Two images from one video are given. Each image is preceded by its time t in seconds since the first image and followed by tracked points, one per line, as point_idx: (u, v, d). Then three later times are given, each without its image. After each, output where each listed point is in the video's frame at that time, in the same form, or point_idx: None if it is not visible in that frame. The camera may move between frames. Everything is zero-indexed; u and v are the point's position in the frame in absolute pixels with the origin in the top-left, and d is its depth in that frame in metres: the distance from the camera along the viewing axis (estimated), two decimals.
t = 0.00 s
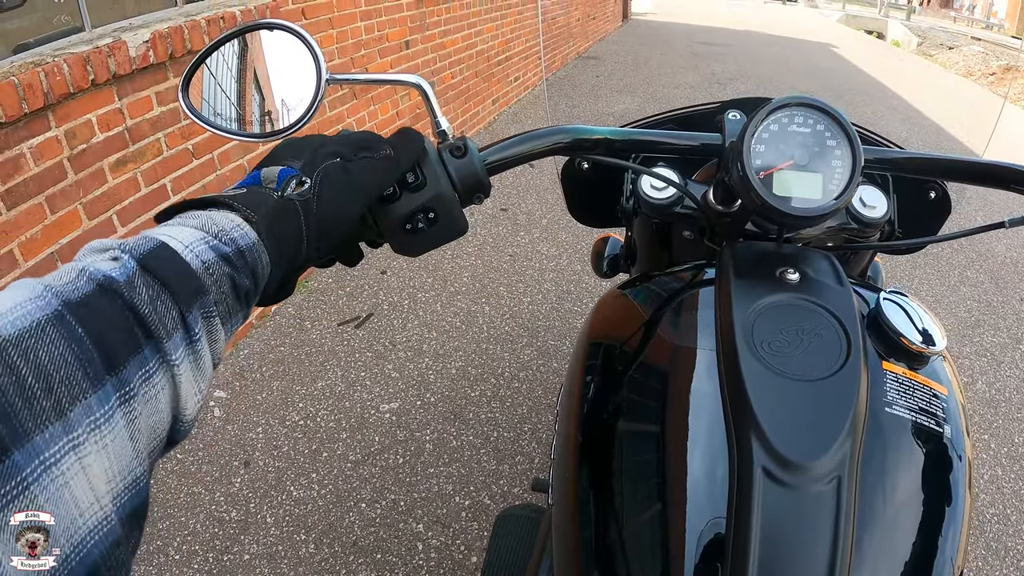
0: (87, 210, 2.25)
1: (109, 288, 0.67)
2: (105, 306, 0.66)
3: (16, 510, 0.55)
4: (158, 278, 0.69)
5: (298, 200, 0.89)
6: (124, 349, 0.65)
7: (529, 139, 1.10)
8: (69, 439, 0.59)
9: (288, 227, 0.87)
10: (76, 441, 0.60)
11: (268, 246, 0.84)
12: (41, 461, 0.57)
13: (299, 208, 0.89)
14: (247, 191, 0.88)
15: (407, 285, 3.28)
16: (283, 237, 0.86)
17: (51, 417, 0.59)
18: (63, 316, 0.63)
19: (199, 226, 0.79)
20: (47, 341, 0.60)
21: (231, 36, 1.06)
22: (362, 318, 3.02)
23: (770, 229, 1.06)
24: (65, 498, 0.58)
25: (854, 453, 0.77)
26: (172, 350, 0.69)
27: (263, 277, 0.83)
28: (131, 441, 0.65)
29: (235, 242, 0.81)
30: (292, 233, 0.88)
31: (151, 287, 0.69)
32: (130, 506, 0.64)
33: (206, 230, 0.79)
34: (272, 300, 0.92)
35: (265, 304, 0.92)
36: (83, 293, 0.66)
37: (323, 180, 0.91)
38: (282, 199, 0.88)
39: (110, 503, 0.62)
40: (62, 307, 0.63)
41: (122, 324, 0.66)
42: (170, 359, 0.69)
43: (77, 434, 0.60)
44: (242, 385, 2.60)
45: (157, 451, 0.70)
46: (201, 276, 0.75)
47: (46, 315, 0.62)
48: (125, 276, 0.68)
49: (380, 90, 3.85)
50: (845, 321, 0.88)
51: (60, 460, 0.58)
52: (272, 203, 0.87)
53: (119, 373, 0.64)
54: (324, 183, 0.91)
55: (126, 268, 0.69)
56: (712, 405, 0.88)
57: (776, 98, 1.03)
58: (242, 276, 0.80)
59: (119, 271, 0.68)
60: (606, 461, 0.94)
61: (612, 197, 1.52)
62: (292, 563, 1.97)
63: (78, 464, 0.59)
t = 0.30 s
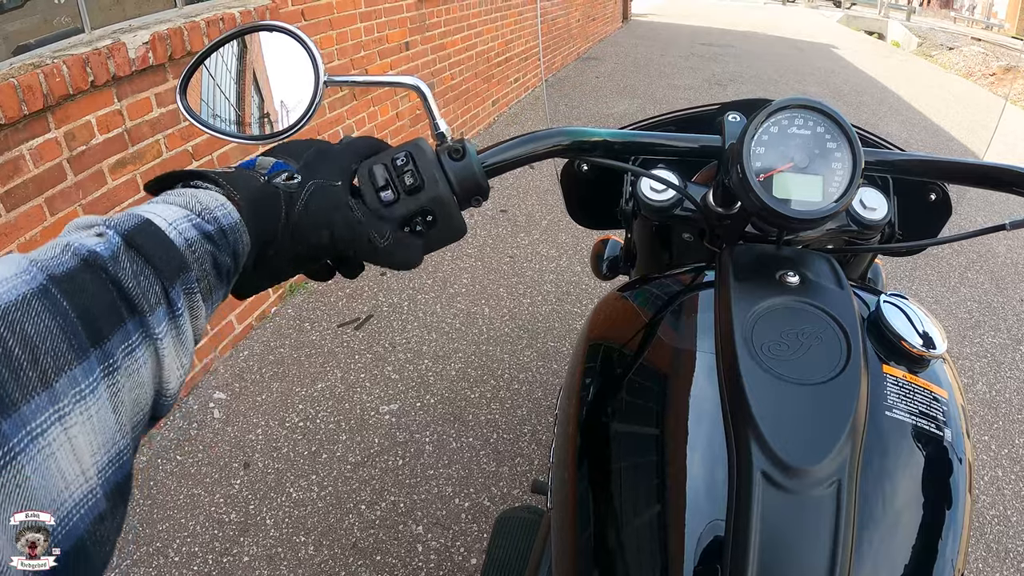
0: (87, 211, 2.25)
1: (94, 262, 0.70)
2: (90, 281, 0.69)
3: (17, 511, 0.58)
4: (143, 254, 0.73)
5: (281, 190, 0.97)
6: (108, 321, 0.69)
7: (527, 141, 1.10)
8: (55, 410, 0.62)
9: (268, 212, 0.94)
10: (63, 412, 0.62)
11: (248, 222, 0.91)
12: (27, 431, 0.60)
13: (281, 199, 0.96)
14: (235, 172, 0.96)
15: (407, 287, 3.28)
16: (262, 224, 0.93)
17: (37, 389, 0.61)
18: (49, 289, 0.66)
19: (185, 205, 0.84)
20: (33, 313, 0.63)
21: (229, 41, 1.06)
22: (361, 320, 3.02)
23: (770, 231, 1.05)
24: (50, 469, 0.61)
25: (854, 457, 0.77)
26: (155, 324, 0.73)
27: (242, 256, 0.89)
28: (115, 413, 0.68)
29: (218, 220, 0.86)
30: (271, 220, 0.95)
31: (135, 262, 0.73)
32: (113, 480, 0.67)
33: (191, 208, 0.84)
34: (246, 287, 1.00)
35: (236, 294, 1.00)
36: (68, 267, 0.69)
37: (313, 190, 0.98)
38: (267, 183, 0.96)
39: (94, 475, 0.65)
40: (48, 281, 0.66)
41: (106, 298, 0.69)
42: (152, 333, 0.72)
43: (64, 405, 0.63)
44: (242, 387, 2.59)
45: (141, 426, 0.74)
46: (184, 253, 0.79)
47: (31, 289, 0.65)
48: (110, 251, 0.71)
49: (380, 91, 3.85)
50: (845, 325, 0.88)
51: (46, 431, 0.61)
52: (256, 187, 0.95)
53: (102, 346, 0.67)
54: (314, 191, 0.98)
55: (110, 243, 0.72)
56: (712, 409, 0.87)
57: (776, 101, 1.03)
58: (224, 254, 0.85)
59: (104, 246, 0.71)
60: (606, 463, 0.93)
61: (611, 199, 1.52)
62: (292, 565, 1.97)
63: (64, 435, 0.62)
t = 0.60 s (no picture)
0: (86, 212, 2.25)
1: (103, 288, 0.69)
2: (99, 306, 0.68)
3: (16, 511, 0.57)
4: (153, 278, 0.72)
5: (292, 200, 0.93)
6: (118, 347, 0.67)
7: (529, 141, 1.10)
8: (64, 439, 0.61)
9: (281, 225, 0.91)
10: (71, 441, 0.62)
11: (263, 241, 0.88)
12: (36, 461, 0.59)
13: (295, 216, 0.93)
14: (246, 190, 0.93)
15: (406, 288, 3.28)
16: (278, 244, 0.90)
17: (46, 418, 0.60)
18: (57, 316, 0.64)
19: (194, 226, 0.82)
20: (41, 341, 0.62)
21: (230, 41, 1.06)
22: (361, 321, 3.01)
23: (772, 232, 1.05)
24: (61, 499, 0.61)
25: (859, 456, 0.77)
26: (165, 348, 0.72)
27: (257, 275, 0.87)
28: (125, 440, 0.67)
29: (230, 240, 0.84)
30: (287, 232, 0.91)
31: (144, 287, 0.72)
32: (124, 507, 0.67)
33: (201, 229, 0.82)
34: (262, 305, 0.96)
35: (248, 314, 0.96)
36: (77, 293, 0.67)
37: (321, 186, 0.95)
38: (278, 197, 0.93)
39: (104, 503, 0.65)
40: (56, 307, 0.65)
41: (116, 324, 0.68)
42: (164, 358, 0.71)
43: (73, 434, 0.62)
44: (242, 388, 2.59)
45: (154, 449, 0.73)
46: (195, 275, 0.78)
47: (40, 316, 0.63)
48: (118, 277, 0.70)
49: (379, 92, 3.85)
50: (849, 324, 0.88)
51: (55, 461, 0.60)
52: (267, 202, 0.91)
53: (112, 372, 0.66)
54: (322, 185, 0.96)
55: (119, 269, 0.71)
56: (715, 409, 0.87)
57: (779, 100, 1.03)
58: (236, 274, 0.83)
59: (112, 272, 0.70)
60: (609, 464, 0.93)
61: (612, 199, 1.52)
62: (292, 566, 1.97)
63: (73, 464, 0.62)
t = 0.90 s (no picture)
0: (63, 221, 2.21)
1: (73, 258, 0.69)
2: (69, 275, 0.69)
3: (16, 512, 0.59)
4: (121, 249, 0.73)
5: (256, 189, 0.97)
6: (88, 316, 0.68)
7: (504, 145, 1.10)
8: (37, 405, 0.62)
9: (241, 210, 0.94)
10: (44, 407, 0.62)
11: (223, 221, 0.90)
12: (10, 427, 0.59)
13: (254, 205, 0.95)
14: (214, 170, 0.95)
15: (386, 292, 3.26)
16: (237, 227, 0.93)
17: (18, 383, 0.61)
18: (29, 284, 0.65)
19: (161, 203, 0.83)
20: (13, 308, 0.62)
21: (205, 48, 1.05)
22: (341, 327, 3.00)
23: (748, 231, 1.06)
24: (33, 465, 0.61)
25: (836, 453, 0.78)
26: (133, 319, 0.73)
27: (218, 253, 0.89)
28: (94, 410, 0.68)
29: (195, 218, 0.85)
30: (245, 217, 0.94)
31: (113, 258, 0.72)
32: (91, 477, 0.67)
33: (166, 206, 0.83)
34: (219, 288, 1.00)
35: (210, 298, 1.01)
36: (48, 263, 0.68)
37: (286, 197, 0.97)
38: (243, 183, 0.96)
39: (74, 473, 0.65)
40: (27, 275, 0.66)
41: (86, 293, 0.69)
42: (131, 329, 0.72)
43: (45, 401, 0.63)
44: (222, 397, 2.56)
45: (119, 423, 0.73)
46: (161, 250, 0.79)
47: (12, 283, 0.64)
48: (88, 248, 0.71)
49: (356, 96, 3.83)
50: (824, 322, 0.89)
51: (27, 427, 0.61)
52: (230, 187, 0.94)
53: (82, 341, 0.67)
54: (288, 193, 0.97)
55: (89, 240, 0.72)
56: (694, 409, 0.88)
57: (751, 101, 1.03)
58: (200, 251, 0.85)
59: (82, 243, 0.71)
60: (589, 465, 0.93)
61: (588, 201, 1.52)
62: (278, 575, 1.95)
63: (45, 431, 0.62)
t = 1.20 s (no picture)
0: (16, 236, 2.14)
1: (30, 298, 0.68)
2: (27, 317, 0.67)
3: (17, 513, 0.62)
4: (79, 286, 0.72)
5: (221, 219, 0.94)
6: (48, 357, 0.68)
7: (454, 149, 1.09)
8: None
9: (205, 241, 0.92)
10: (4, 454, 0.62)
11: (185, 254, 0.89)
12: None
13: (219, 237, 0.93)
14: (177, 200, 0.93)
15: (345, 299, 3.23)
16: (199, 259, 0.91)
17: None
18: None
19: (119, 234, 0.83)
20: None
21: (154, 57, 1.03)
22: (301, 335, 2.96)
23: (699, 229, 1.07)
24: None
25: (793, 442, 0.79)
26: (95, 357, 0.72)
27: (179, 285, 0.88)
28: (58, 451, 0.68)
29: (154, 250, 0.85)
30: (209, 249, 0.92)
31: (71, 295, 0.71)
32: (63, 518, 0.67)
33: (125, 238, 0.83)
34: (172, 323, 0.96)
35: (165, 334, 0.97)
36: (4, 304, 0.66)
37: (251, 221, 0.96)
38: (207, 214, 0.94)
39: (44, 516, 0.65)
40: None
41: (44, 334, 0.68)
42: (93, 367, 0.72)
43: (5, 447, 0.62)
44: (182, 411, 2.51)
45: (84, 461, 0.73)
46: (120, 285, 0.78)
47: None
48: (45, 286, 0.69)
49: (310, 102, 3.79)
50: (776, 314, 0.90)
51: None
52: (195, 218, 0.92)
53: (41, 383, 0.67)
54: (252, 218, 0.96)
55: (45, 278, 0.70)
56: (650, 406, 0.88)
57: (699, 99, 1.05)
58: (160, 283, 0.84)
59: (38, 281, 0.69)
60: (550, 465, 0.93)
61: (540, 202, 1.53)
62: None
63: (8, 478, 0.62)
